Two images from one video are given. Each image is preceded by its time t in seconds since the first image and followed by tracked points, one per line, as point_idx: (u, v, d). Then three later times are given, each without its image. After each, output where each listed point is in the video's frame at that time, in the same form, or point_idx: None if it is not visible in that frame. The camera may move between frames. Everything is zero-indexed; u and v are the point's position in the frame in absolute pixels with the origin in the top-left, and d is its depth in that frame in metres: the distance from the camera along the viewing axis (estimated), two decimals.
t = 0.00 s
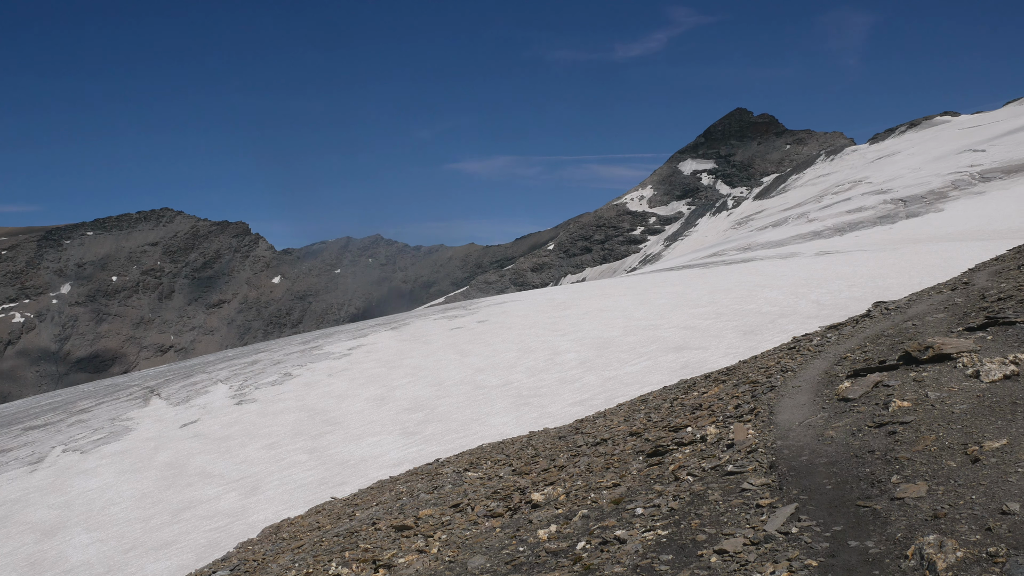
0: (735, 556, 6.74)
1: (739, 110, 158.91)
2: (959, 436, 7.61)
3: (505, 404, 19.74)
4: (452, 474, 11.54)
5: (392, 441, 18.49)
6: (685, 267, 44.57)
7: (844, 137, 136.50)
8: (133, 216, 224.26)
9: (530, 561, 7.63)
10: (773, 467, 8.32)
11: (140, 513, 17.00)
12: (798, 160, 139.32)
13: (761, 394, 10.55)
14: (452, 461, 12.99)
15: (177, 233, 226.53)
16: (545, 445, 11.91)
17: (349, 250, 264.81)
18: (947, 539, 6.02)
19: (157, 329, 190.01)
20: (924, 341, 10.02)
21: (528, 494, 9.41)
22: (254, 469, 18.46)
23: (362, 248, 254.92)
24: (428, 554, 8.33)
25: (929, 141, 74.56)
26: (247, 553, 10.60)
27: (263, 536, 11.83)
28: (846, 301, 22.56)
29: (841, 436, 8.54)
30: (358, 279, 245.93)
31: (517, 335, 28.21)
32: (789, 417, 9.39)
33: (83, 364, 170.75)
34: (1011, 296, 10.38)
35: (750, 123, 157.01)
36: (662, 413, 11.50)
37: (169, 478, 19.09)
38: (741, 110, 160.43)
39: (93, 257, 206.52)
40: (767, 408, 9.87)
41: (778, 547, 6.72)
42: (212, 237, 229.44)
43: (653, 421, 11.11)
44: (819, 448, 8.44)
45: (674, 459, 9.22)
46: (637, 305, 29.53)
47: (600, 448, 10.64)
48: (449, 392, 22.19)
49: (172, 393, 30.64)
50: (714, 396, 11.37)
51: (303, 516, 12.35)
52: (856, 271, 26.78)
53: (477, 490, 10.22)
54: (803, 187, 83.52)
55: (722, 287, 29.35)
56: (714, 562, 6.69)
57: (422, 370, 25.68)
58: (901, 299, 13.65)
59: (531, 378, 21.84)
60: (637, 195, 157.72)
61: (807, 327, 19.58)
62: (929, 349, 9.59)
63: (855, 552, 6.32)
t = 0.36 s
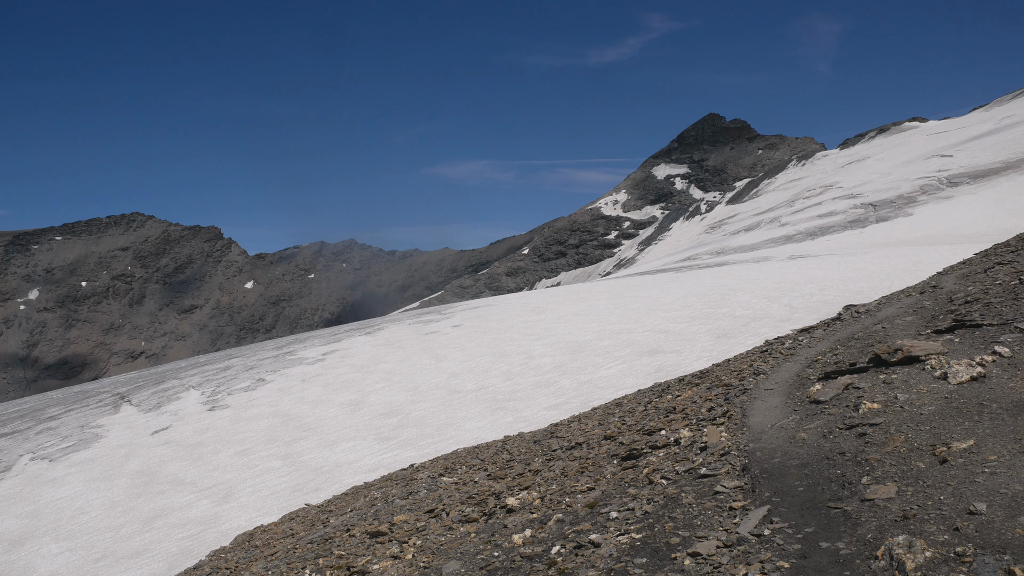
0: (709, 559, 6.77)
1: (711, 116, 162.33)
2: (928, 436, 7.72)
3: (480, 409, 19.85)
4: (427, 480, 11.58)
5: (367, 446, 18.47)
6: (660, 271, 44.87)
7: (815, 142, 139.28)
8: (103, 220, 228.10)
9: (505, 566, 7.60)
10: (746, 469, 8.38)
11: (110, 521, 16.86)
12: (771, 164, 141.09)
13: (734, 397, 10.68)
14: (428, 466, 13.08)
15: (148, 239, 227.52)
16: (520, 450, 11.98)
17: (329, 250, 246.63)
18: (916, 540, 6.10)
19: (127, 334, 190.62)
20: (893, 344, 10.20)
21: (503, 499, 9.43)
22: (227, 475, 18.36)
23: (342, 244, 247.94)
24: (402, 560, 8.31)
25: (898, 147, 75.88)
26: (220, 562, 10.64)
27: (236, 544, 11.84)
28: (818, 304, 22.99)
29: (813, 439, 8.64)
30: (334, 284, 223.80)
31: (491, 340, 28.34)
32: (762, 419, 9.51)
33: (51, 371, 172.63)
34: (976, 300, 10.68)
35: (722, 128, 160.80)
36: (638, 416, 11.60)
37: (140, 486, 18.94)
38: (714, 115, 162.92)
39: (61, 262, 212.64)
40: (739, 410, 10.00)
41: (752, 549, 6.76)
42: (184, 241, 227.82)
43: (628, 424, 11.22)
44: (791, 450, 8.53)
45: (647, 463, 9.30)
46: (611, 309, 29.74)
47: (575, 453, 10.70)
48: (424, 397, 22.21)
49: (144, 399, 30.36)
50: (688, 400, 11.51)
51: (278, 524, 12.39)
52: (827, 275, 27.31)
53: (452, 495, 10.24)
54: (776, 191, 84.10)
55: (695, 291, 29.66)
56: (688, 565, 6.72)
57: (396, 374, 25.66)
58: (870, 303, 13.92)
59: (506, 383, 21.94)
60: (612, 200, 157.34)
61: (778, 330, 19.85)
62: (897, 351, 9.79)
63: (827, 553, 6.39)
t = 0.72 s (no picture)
0: (682, 562, 6.81)
1: (686, 121, 165.48)
2: (897, 439, 7.82)
3: (455, 412, 19.88)
4: (401, 485, 11.58)
5: (341, 451, 18.43)
6: (635, 275, 45.04)
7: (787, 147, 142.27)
8: (73, 224, 228.60)
9: (478, 571, 7.61)
10: (719, 472, 8.46)
11: (78, 529, 16.66)
12: (744, 169, 143.76)
13: (708, 401, 10.78)
14: (402, 471, 13.04)
15: (119, 241, 225.98)
16: (495, 454, 12.02)
17: (304, 251, 220.25)
18: (885, 541, 6.18)
19: (97, 339, 188.42)
20: (864, 347, 10.33)
21: (478, 503, 9.44)
22: (199, 481, 18.23)
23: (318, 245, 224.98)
24: (376, 565, 8.28)
25: (870, 152, 76.92)
26: (192, 569, 10.63)
27: (209, 550, 11.87)
28: (791, 308, 23.28)
29: (784, 441, 8.74)
30: (308, 288, 205.30)
31: (466, 344, 28.38)
32: (735, 422, 9.60)
33: (22, 378, 173.15)
34: (945, 303, 10.86)
35: (696, 133, 164.26)
36: (612, 420, 11.70)
37: (110, 492, 18.76)
38: (687, 120, 165.51)
39: (30, 266, 212.37)
40: (713, 413, 10.12)
41: (724, 551, 6.81)
42: (155, 245, 224.53)
43: (603, 428, 11.30)
44: (763, 453, 8.61)
45: (622, 466, 9.37)
46: (587, 313, 29.78)
47: (550, 456, 10.75)
48: (399, 401, 22.18)
49: (114, 405, 30.03)
50: (662, 403, 11.62)
51: (250, 530, 12.35)
52: (799, 279, 27.66)
53: (428, 500, 10.23)
54: (749, 196, 84.74)
55: (670, 295, 29.86)
56: (662, 568, 6.75)
57: (372, 379, 25.58)
58: (843, 306, 14.10)
59: (481, 387, 21.95)
60: (587, 203, 157.00)
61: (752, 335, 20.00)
62: (868, 354, 9.91)
63: (798, 555, 6.45)
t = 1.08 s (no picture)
0: (655, 566, 6.82)
1: (660, 128, 167.75)
2: (867, 443, 7.92)
3: (430, 417, 19.86)
4: (375, 491, 11.56)
5: (314, 457, 18.34)
6: (611, 280, 45.20)
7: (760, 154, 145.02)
8: (42, 226, 227.88)
9: None
10: (692, 477, 8.51)
11: (45, 538, 16.45)
12: (718, 175, 146.09)
13: (681, 406, 10.88)
14: (376, 477, 13.04)
15: (89, 245, 223.96)
16: (469, 459, 12.07)
17: (278, 254, 215.48)
18: (855, 544, 6.22)
19: (65, 344, 184.09)
20: (834, 353, 10.47)
21: (452, 508, 9.44)
22: (169, 488, 18.07)
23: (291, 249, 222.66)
24: (348, 572, 8.26)
25: (841, 160, 78.06)
26: None
27: (179, 558, 11.76)
28: (764, 314, 23.58)
29: (756, 446, 8.82)
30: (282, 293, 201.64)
31: (442, 349, 28.41)
32: (708, 427, 9.69)
33: None
34: (913, 309, 11.04)
35: (671, 140, 166.66)
36: (587, 425, 11.77)
37: (78, 499, 18.54)
38: (662, 126, 167.73)
39: None
40: (686, 418, 10.21)
41: (697, 555, 6.83)
42: (126, 249, 222.63)
43: (577, 433, 11.36)
44: (736, 458, 8.68)
45: (596, 471, 9.42)
46: (561, 319, 29.80)
47: (525, 461, 10.79)
48: (373, 406, 22.12)
49: (83, 410, 29.61)
50: (636, 408, 11.70)
51: (220, 537, 12.28)
52: (771, 284, 28.04)
53: (402, 506, 10.21)
54: (723, 203, 85.26)
55: (645, 300, 30.11)
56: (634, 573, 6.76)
57: (345, 384, 25.47)
58: (814, 312, 14.30)
59: (456, 392, 21.94)
60: (562, 209, 157.08)
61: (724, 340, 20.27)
62: (839, 360, 10.03)
63: (769, 559, 6.49)
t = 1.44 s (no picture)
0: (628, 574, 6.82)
1: (635, 136, 169.41)
2: (838, 450, 8.00)
3: (405, 425, 19.82)
4: (349, 499, 11.53)
5: (287, 465, 18.26)
6: (586, 288, 45.32)
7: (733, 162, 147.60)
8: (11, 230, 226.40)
9: None
10: (666, 483, 8.56)
11: (11, 548, 16.24)
12: (692, 183, 148.28)
13: (655, 413, 10.96)
14: (351, 485, 13.00)
15: (59, 250, 222.13)
16: (443, 467, 12.07)
17: (252, 261, 217.04)
18: (826, 550, 6.26)
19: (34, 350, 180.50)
20: (807, 359, 10.59)
21: (426, 517, 9.43)
22: (139, 497, 17.88)
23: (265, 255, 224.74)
24: None
25: (813, 169, 79.09)
26: None
27: (149, 569, 11.68)
28: (736, 320, 23.84)
29: (730, 452, 8.88)
30: (256, 299, 205.51)
31: (416, 355, 28.38)
32: (681, 434, 9.76)
33: None
34: (883, 316, 11.20)
35: (646, 148, 168.54)
36: (562, 433, 11.80)
37: (46, 509, 18.30)
38: (636, 135, 169.37)
39: None
40: (660, 425, 10.27)
41: (671, 562, 6.83)
42: (97, 255, 220.53)
43: (552, 440, 11.40)
44: (709, 464, 8.74)
45: (570, 478, 9.45)
46: (536, 326, 29.85)
47: (499, 469, 10.83)
48: (347, 414, 22.02)
49: (51, 418, 29.19)
50: (611, 415, 11.76)
51: (192, 546, 12.20)
52: (744, 291, 28.36)
53: (376, 514, 10.19)
54: (697, 210, 85.93)
55: (620, 307, 30.30)
56: None
57: (318, 392, 25.29)
58: (787, 319, 14.47)
59: (431, 399, 21.90)
60: (538, 215, 157.38)
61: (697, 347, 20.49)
62: (811, 367, 10.13)
63: (741, 566, 6.50)
